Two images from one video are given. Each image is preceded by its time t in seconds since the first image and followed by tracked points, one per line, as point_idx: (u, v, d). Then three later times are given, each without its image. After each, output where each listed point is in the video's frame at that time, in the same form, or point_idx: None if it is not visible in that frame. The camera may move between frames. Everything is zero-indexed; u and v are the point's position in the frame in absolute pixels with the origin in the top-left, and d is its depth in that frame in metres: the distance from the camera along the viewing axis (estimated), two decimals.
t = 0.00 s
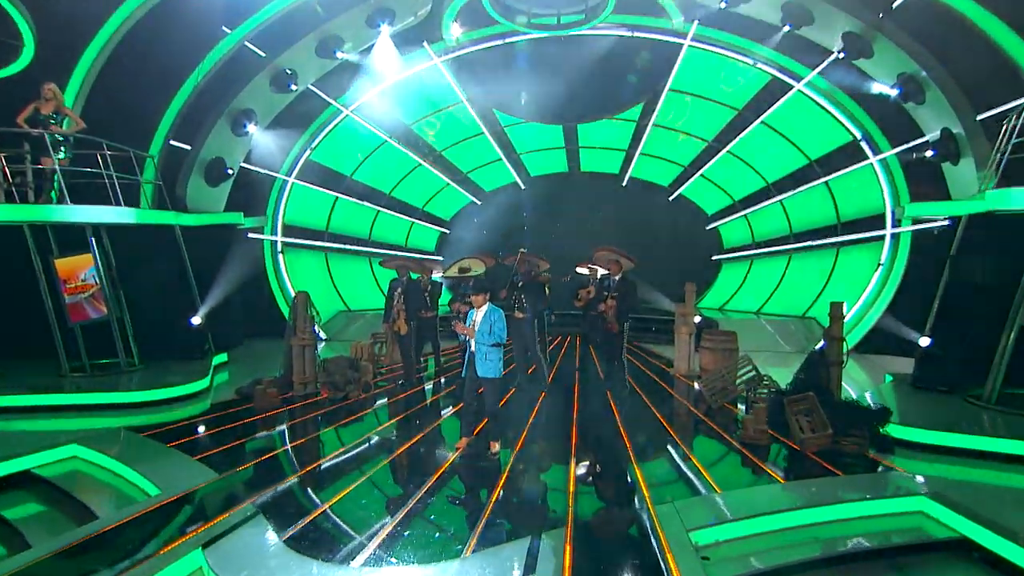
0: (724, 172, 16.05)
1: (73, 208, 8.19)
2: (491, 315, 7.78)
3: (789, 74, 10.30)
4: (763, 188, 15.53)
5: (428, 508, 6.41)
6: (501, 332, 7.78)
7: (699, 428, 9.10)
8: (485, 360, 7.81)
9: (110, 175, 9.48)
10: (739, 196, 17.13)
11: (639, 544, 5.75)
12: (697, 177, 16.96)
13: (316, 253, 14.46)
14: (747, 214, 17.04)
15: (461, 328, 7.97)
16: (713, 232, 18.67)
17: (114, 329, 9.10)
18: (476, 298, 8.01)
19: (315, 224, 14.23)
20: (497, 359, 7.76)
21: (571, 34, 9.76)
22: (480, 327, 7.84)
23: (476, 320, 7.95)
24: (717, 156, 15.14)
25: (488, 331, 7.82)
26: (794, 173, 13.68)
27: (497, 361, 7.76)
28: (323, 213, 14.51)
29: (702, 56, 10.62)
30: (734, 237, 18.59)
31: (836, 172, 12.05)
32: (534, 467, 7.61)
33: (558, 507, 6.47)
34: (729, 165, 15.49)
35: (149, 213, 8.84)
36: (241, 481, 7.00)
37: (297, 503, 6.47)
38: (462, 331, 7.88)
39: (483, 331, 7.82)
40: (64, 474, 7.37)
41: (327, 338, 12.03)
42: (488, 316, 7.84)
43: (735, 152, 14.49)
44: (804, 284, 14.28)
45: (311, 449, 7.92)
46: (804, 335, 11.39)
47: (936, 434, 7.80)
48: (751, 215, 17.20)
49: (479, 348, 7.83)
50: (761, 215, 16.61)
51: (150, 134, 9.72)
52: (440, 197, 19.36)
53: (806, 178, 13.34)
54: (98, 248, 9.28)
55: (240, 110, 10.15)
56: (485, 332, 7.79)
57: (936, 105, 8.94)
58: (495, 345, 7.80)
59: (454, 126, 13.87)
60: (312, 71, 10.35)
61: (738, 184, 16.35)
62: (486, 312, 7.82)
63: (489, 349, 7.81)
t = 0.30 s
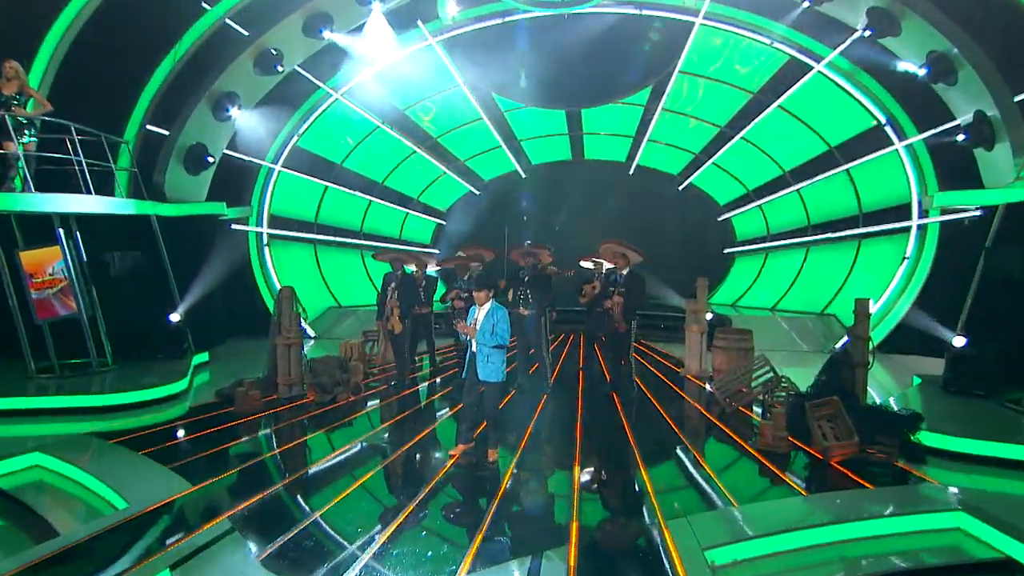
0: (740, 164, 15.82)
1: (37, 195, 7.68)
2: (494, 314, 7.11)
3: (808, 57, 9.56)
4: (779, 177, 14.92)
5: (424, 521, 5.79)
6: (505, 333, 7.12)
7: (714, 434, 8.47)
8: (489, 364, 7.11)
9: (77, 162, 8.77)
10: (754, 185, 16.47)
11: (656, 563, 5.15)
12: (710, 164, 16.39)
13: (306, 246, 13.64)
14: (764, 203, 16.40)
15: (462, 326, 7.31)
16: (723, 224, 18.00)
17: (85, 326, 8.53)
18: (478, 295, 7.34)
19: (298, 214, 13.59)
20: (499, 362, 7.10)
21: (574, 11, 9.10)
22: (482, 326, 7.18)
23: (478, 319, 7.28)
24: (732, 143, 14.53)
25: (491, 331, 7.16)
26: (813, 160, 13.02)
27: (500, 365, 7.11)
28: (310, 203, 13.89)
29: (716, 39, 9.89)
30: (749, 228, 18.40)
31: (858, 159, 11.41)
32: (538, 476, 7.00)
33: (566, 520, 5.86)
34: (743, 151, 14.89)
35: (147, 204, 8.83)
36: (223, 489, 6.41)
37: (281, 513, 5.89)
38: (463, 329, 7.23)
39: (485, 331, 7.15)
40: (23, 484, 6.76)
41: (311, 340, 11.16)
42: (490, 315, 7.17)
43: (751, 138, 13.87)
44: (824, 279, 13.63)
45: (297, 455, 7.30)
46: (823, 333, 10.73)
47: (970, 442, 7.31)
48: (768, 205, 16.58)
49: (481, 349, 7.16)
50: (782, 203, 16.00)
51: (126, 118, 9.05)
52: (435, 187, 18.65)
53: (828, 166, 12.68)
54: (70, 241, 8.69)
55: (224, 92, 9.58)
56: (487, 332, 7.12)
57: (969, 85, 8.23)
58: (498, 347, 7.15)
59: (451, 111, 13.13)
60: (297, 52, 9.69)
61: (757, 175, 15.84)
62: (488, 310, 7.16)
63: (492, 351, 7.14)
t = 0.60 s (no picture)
0: (752, 151, 15.12)
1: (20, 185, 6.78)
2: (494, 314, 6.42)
3: (828, 36, 8.90)
4: (794, 165, 14.22)
5: (414, 538, 5.13)
6: (505, 334, 6.43)
7: (727, 441, 7.84)
8: (482, 367, 6.45)
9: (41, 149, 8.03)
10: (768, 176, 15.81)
11: None
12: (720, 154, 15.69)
13: (292, 240, 13.22)
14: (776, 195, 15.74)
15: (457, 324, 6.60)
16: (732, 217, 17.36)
17: (49, 325, 7.88)
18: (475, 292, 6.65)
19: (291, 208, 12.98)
20: (497, 366, 6.42)
21: None
22: (479, 326, 6.47)
23: (474, 317, 6.59)
24: (746, 130, 13.90)
25: (489, 331, 6.45)
26: (831, 147, 12.38)
27: (497, 369, 6.43)
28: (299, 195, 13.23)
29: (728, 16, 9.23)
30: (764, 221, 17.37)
31: (880, 147, 10.80)
32: (541, 487, 6.35)
33: (571, 539, 5.19)
34: (757, 138, 14.26)
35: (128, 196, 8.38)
36: (194, 501, 5.74)
37: (264, 526, 5.26)
38: (458, 328, 6.49)
39: (482, 332, 6.44)
40: None
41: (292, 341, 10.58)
42: (489, 314, 6.48)
43: (765, 125, 13.26)
44: (838, 276, 13.00)
45: (277, 464, 6.65)
46: (842, 333, 10.08)
47: (1003, 453, 6.84)
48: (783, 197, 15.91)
49: (477, 351, 6.46)
50: (793, 197, 15.32)
51: (95, 100, 8.37)
52: (429, 176, 17.99)
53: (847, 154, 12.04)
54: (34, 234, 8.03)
55: (201, 75, 8.84)
56: (485, 333, 6.41)
57: (1003, 68, 7.55)
58: (496, 349, 6.46)
59: (447, 96, 12.48)
60: (280, 33, 8.94)
61: (768, 163, 15.20)
62: (486, 308, 6.52)
63: (490, 353, 6.46)
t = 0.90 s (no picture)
0: (768, 142, 14.60)
1: None
2: (488, 313, 5.86)
3: (849, 15, 8.18)
4: (812, 154, 13.58)
5: (398, 560, 4.47)
6: (497, 336, 5.87)
7: (741, 450, 7.22)
8: (469, 371, 5.81)
9: None
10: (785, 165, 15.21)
11: None
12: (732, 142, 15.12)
13: (276, 236, 12.66)
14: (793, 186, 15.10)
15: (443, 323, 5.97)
16: (741, 213, 16.74)
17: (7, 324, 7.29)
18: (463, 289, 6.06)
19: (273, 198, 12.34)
20: (486, 370, 5.82)
21: None
22: (470, 325, 5.87)
23: (465, 316, 5.99)
24: (759, 117, 13.27)
25: (479, 331, 5.86)
26: (852, 135, 11.73)
27: (487, 373, 5.82)
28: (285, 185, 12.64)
29: None
30: (777, 215, 16.75)
31: (904, 134, 10.21)
32: (542, 500, 5.70)
33: (575, 560, 4.58)
34: (772, 125, 13.61)
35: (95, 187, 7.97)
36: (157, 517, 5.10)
37: (232, 546, 4.64)
38: (448, 327, 5.86)
39: (472, 332, 5.86)
40: None
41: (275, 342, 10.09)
42: (481, 313, 5.90)
43: (780, 111, 12.67)
44: (857, 274, 12.35)
45: (252, 476, 5.99)
46: (864, 335, 9.47)
47: None
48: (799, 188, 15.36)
49: (465, 353, 5.85)
50: (810, 187, 14.78)
51: (60, 81, 7.73)
52: (422, 168, 17.42)
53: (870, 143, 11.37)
54: None
55: (177, 56, 8.16)
56: (475, 333, 5.82)
57: None
58: (486, 351, 5.88)
59: (440, 82, 11.91)
60: (263, 11, 8.30)
61: (783, 150, 14.55)
62: (477, 307, 5.95)
63: (479, 355, 5.85)
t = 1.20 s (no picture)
0: (789, 130, 14.23)
1: None
2: (475, 314, 5.19)
3: None
4: (837, 143, 12.98)
5: None
6: (482, 340, 5.22)
7: (759, 462, 6.58)
8: (448, 377, 5.16)
9: None
10: (804, 155, 15.09)
11: None
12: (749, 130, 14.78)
13: (261, 230, 12.09)
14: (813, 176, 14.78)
15: (425, 323, 5.24)
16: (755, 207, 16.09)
17: None
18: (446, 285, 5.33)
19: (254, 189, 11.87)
20: (469, 376, 5.19)
21: None
22: (452, 327, 5.20)
23: (447, 318, 5.28)
24: (778, 102, 12.63)
25: (464, 334, 5.20)
26: (879, 122, 11.18)
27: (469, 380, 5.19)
28: (268, 175, 12.22)
29: None
30: (796, 207, 16.45)
31: (937, 121, 9.60)
32: (544, 516, 5.06)
33: None
34: (792, 110, 13.05)
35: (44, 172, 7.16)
36: (111, 538, 4.46)
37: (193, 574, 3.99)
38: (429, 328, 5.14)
39: (456, 335, 5.19)
40: None
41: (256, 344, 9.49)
42: (466, 314, 5.23)
43: (800, 95, 12.09)
44: (885, 271, 11.64)
45: (225, 488, 5.36)
46: (893, 336, 8.91)
47: None
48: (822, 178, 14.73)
49: (445, 357, 5.17)
50: (833, 176, 14.14)
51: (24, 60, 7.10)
52: (417, 158, 16.74)
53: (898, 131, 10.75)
54: None
55: (153, 36, 7.62)
56: (459, 337, 5.15)
57: None
58: (469, 356, 5.24)
59: (438, 64, 11.34)
60: None
61: (805, 141, 14.36)
62: (463, 307, 5.27)
63: (457, 359, 5.19)
